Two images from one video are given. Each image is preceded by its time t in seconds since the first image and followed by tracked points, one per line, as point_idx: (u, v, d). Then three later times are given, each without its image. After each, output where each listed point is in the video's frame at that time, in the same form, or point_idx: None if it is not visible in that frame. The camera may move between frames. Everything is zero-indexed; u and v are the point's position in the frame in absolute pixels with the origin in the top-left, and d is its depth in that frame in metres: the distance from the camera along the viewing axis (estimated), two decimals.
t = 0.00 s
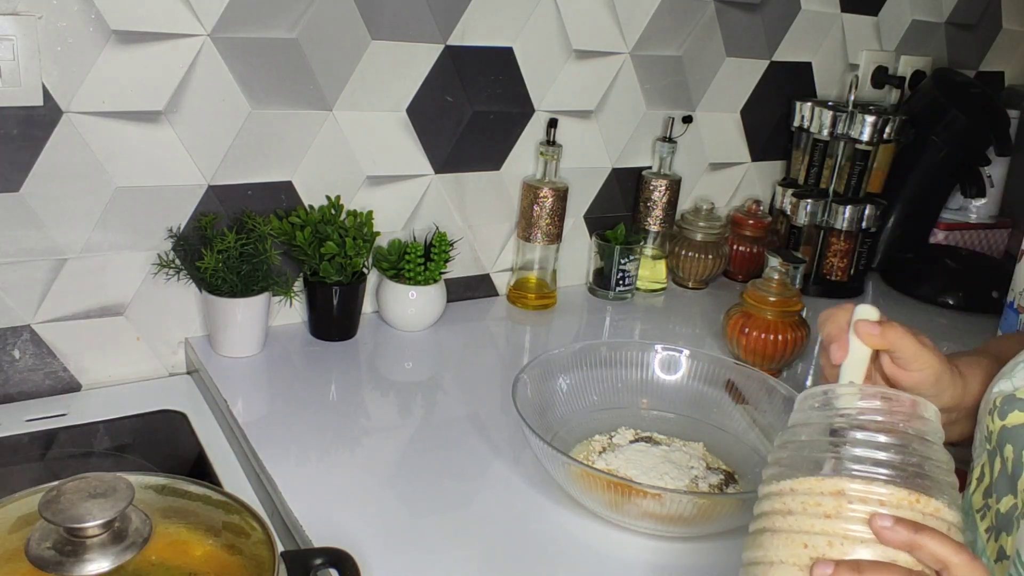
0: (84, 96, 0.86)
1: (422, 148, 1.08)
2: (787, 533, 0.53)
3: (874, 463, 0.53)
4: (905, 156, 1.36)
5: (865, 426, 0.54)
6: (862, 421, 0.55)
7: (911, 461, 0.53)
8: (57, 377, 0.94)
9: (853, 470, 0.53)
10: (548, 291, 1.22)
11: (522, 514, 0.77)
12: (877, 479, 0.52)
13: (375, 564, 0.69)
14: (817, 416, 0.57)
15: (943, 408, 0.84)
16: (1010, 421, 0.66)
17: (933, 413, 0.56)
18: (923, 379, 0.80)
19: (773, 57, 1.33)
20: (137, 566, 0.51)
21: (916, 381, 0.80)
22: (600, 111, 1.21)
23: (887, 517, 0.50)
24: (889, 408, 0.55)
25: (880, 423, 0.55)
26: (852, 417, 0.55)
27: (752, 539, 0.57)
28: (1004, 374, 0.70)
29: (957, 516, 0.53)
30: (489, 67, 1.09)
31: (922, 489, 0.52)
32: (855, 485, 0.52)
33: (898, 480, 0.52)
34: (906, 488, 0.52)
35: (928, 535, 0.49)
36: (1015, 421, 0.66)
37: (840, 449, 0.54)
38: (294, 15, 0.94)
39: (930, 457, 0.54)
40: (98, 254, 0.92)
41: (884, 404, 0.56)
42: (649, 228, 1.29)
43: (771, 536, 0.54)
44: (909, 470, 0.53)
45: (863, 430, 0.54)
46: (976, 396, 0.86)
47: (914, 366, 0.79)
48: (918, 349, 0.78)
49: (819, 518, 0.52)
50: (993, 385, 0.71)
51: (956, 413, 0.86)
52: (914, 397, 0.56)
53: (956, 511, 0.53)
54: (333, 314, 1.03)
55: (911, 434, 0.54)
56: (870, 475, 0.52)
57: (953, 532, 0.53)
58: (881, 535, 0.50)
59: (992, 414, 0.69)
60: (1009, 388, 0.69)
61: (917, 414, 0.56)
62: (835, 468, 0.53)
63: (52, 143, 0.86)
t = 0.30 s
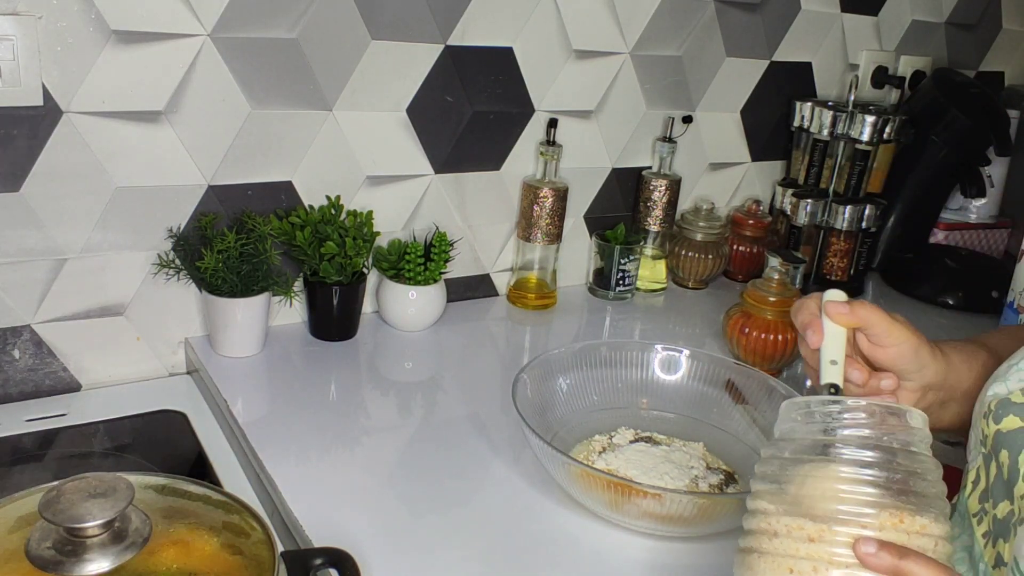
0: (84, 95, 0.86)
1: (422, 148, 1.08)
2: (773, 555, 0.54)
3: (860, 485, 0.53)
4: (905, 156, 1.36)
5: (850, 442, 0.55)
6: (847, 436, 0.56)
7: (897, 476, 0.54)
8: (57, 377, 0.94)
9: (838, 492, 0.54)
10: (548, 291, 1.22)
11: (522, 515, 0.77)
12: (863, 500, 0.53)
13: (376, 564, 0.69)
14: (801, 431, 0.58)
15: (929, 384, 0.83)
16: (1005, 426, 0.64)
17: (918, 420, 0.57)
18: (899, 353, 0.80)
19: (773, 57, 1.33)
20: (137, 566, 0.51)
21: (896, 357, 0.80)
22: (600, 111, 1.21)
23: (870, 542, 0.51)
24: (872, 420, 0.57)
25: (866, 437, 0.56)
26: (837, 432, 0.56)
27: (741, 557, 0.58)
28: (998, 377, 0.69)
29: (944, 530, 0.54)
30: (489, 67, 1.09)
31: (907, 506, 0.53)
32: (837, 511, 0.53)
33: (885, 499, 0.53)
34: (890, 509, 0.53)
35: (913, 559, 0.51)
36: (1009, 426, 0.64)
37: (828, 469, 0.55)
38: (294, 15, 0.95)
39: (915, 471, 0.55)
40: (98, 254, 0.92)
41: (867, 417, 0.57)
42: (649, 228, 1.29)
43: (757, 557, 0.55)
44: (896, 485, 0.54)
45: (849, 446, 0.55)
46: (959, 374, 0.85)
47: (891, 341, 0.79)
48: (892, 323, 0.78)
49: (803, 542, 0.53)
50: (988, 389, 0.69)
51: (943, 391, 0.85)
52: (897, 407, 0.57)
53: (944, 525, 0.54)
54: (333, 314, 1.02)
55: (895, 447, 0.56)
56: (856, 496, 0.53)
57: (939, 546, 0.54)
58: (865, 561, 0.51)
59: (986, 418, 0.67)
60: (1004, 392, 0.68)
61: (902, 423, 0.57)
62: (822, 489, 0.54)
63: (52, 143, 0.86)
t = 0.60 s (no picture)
0: (84, 95, 0.86)
1: (422, 148, 1.08)
2: (758, 562, 0.55)
3: (846, 491, 0.54)
4: (905, 156, 1.36)
5: (836, 449, 0.55)
6: (833, 442, 0.55)
7: (881, 482, 0.54)
8: (57, 377, 0.94)
9: (824, 499, 0.54)
10: (548, 291, 1.22)
11: (522, 515, 0.77)
12: (847, 508, 0.54)
13: (375, 564, 0.69)
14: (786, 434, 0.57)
15: (919, 371, 0.83)
16: (998, 426, 0.65)
17: (903, 421, 0.56)
18: (890, 340, 0.79)
19: (773, 57, 1.33)
20: (137, 566, 0.51)
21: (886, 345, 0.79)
22: (600, 111, 1.21)
23: (852, 552, 0.52)
24: (858, 424, 0.56)
25: (851, 441, 0.55)
26: (823, 438, 0.56)
27: (730, 562, 0.59)
28: (991, 378, 0.68)
29: (927, 534, 0.54)
30: (489, 67, 1.09)
31: (891, 512, 0.54)
32: (821, 520, 0.54)
33: (869, 506, 0.54)
34: (874, 515, 0.54)
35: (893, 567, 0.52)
36: (1003, 426, 0.64)
37: (813, 477, 0.54)
38: (295, 15, 0.95)
39: (900, 476, 0.55)
40: (98, 254, 0.92)
41: (852, 420, 0.56)
42: (649, 228, 1.29)
43: (743, 564, 0.57)
44: (881, 491, 0.54)
45: (835, 454, 0.55)
46: (949, 363, 0.85)
47: (880, 328, 0.78)
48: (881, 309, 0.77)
49: (786, 550, 0.54)
50: (982, 388, 0.69)
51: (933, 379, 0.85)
52: (882, 410, 0.56)
53: (928, 529, 0.55)
54: (333, 314, 1.02)
55: (879, 452, 0.55)
56: (841, 503, 0.54)
57: (924, 549, 0.54)
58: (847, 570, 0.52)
59: (980, 418, 0.67)
60: (997, 392, 0.67)
61: (887, 426, 0.56)
62: (809, 493, 0.54)
63: (52, 143, 0.86)
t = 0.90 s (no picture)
0: (84, 95, 0.86)
1: (422, 148, 1.08)
2: (750, 561, 0.56)
3: (839, 492, 0.54)
4: (904, 156, 1.36)
5: (827, 450, 0.54)
6: (826, 442, 0.55)
7: (874, 482, 0.54)
8: (57, 377, 0.94)
9: (817, 499, 0.54)
10: (548, 291, 1.22)
11: (522, 514, 0.77)
12: (840, 508, 0.54)
13: (375, 564, 0.69)
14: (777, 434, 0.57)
15: (911, 362, 0.83)
16: (993, 427, 0.64)
17: (895, 419, 0.55)
18: (879, 330, 0.80)
19: (773, 57, 1.33)
20: (137, 566, 0.51)
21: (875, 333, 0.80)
22: (600, 111, 1.21)
23: (844, 552, 0.52)
24: (850, 423, 0.55)
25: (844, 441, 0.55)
26: (815, 438, 0.55)
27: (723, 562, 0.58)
28: (986, 378, 0.68)
29: (920, 532, 0.54)
30: (489, 67, 1.09)
31: (883, 512, 0.54)
32: (813, 520, 0.54)
33: (862, 506, 0.54)
34: (866, 515, 0.54)
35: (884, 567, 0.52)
36: (998, 427, 0.64)
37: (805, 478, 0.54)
38: (295, 15, 0.95)
39: (892, 474, 0.55)
40: (99, 254, 0.92)
41: (845, 420, 0.55)
42: (649, 228, 1.29)
43: (736, 563, 0.57)
44: (874, 490, 0.54)
45: (826, 455, 0.54)
46: (942, 358, 0.85)
47: (870, 317, 0.79)
48: (871, 298, 0.78)
49: (779, 550, 0.54)
50: (977, 389, 0.69)
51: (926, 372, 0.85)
52: (874, 408, 0.55)
53: (920, 526, 0.55)
54: (333, 314, 1.02)
55: (871, 451, 0.55)
56: (834, 503, 0.54)
57: (916, 547, 0.54)
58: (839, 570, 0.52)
59: (976, 419, 0.67)
60: (993, 392, 0.67)
61: (878, 424, 0.55)
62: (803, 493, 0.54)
63: (52, 143, 0.86)
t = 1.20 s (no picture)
0: (84, 95, 0.86)
1: (422, 148, 1.08)
2: (737, 566, 0.57)
3: (825, 497, 0.56)
4: (904, 156, 1.36)
5: (814, 454, 0.57)
6: (811, 446, 0.57)
7: (859, 484, 0.56)
8: (57, 377, 0.94)
9: (803, 504, 0.56)
10: (548, 291, 1.22)
11: (521, 514, 0.77)
12: (827, 512, 0.55)
13: (375, 564, 0.69)
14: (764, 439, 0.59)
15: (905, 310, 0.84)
16: (992, 426, 0.64)
17: (879, 422, 0.58)
18: (875, 275, 0.82)
19: (773, 57, 1.33)
20: (137, 566, 0.51)
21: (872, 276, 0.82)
22: (600, 111, 1.21)
23: (830, 557, 0.54)
24: (835, 428, 0.58)
25: (830, 445, 0.58)
26: (801, 442, 0.58)
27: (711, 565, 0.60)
28: (986, 376, 0.68)
29: (905, 535, 0.55)
30: (489, 67, 1.09)
31: (867, 517, 0.55)
32: (800, 525, 0.55)
33: (848, 510, 0.55)
34: (851, 519, 0.55)
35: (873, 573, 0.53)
36: (996, 425, 0.64)
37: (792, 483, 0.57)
38: (295, 15, 0.95)
39: (876, 477, 0.57)
40: (99, 254, 0.92)
41: (830, 423, 0.58)
42: (649, 228, 1.29)
43: (724, 568, 0.58)
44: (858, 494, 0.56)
45: (812, 459, 0.57)
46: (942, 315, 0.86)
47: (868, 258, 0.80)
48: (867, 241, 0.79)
49: (765, 556, 0.56)
50: (977, 387, 0.68)
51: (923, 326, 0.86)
52: (859, 412, 0.58)
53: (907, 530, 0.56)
54: (333, 314, 1.02)
55: (855, 455, 0.57)
56: (820, 507, 0.55)
57: (903, 549, 0.55)
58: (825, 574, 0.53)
59: (976, 417, 0.67)
60: (993, 391, 0.67)
61: (863, 427, 0.58)
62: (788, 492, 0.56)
63: (52, 143, 0.86)
